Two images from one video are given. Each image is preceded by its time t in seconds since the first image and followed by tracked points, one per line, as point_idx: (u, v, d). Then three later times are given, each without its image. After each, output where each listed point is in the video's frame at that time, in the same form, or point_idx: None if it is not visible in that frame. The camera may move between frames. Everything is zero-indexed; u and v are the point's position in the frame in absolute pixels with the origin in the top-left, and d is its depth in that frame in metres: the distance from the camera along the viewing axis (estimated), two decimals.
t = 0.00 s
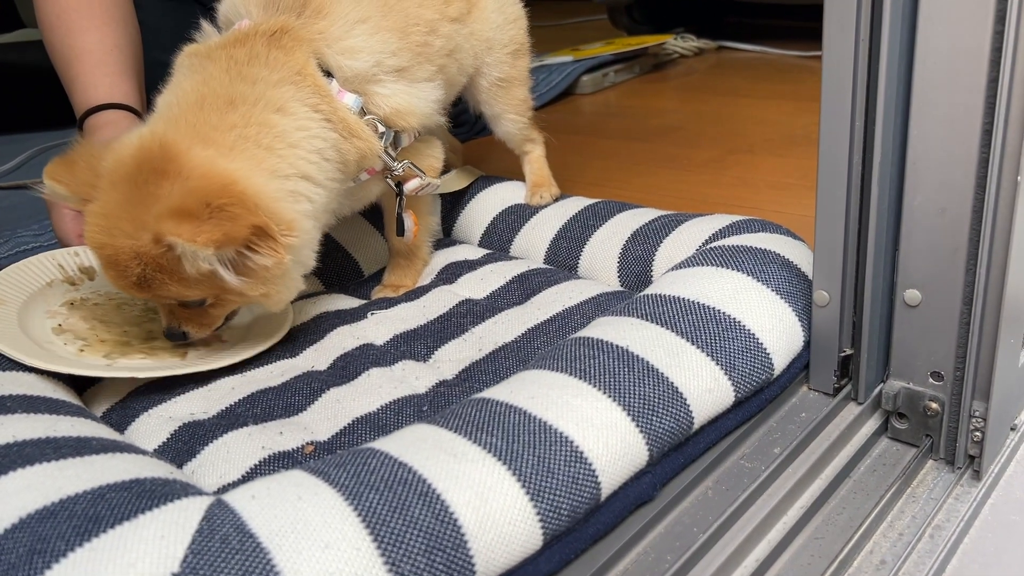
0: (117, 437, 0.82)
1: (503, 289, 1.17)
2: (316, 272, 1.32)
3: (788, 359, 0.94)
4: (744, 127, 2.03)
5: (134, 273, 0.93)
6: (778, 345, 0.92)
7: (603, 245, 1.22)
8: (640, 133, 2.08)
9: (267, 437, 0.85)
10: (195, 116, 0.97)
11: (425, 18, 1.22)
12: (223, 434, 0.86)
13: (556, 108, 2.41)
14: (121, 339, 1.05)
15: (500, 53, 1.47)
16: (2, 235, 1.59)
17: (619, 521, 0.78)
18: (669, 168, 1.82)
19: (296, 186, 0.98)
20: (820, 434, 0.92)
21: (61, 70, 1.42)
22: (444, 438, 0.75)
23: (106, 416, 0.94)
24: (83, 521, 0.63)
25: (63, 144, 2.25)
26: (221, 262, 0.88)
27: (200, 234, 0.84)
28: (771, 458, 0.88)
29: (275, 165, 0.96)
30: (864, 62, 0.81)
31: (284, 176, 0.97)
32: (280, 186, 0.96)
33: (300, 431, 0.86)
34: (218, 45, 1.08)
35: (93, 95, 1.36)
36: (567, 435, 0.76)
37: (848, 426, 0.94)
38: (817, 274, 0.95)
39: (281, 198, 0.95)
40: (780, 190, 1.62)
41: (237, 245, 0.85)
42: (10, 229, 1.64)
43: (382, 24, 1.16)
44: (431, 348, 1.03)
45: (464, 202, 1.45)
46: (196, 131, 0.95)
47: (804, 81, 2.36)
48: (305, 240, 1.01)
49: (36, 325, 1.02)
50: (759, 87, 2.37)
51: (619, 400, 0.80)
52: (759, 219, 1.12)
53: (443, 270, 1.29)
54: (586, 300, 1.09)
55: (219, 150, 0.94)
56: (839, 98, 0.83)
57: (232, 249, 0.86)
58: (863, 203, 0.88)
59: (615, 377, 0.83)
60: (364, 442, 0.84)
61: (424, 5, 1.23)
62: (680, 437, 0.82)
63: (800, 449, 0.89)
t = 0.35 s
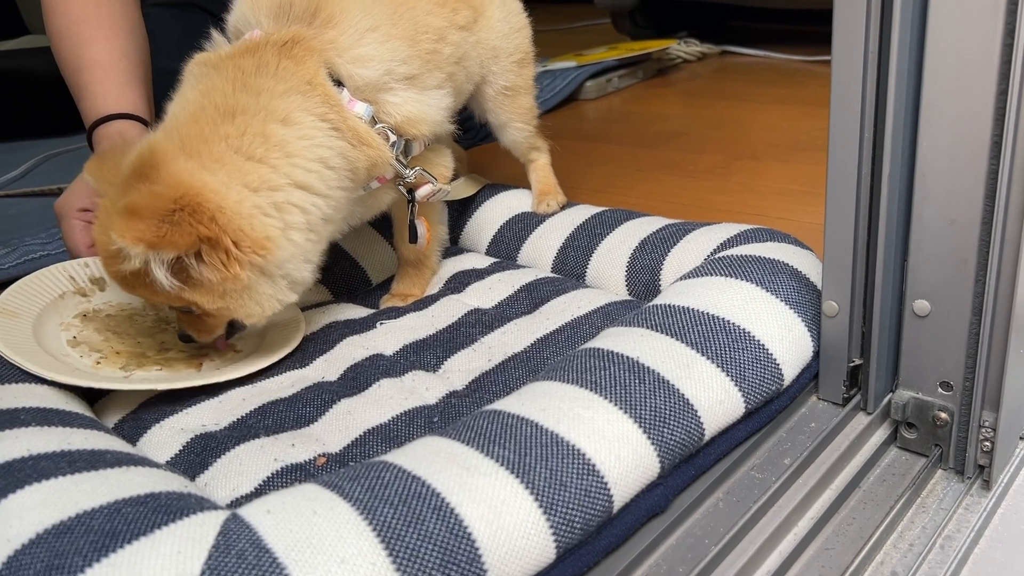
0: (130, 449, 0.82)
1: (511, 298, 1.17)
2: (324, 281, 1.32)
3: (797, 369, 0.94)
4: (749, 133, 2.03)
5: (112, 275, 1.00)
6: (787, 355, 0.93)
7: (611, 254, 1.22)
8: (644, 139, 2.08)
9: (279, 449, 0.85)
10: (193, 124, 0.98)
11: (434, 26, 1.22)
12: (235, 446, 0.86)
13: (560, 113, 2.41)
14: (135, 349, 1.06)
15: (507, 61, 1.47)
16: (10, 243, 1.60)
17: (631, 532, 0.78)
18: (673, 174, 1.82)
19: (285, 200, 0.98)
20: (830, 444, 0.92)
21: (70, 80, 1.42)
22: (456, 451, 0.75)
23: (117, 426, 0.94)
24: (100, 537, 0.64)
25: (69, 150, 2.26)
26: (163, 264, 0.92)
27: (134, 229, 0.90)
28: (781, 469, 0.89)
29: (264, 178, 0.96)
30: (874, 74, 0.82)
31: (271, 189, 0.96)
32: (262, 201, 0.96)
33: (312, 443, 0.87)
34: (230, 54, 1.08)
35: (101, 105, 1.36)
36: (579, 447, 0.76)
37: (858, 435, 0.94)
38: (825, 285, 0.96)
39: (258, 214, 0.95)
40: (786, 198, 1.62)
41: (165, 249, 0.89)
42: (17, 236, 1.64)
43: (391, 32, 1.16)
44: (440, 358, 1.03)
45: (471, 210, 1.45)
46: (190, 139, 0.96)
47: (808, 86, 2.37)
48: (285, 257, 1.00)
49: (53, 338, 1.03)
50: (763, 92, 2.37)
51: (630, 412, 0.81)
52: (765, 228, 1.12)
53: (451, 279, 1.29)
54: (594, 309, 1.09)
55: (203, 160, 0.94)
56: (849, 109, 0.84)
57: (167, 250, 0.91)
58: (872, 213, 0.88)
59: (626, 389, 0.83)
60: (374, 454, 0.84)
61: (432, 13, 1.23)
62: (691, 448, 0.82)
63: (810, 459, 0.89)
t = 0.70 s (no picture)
0: (147, 466, 0.83)
1: (521, 312, 1.18)
2: (335, 294, 1.34)
3: (806, 386, 0.95)
4: (755, 144, 2.04)
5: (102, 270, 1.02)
6: (796, 372, 0.94)
7: (619, 268, 1.23)
8: (650, 150, 2.09)
9: (293, 465, 0.86)
10: (193, 137, 1.00)
11: (442, 39, 1.23)
12: (250, 461, 0.87)
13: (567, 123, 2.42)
14: (149, 365, 1.07)
15: (515, 73, 1.48)
16: (22, 254, 1.61)
17: (643, 549, 0.79)
18: (679, 186, 1.83)
19: (270, 216, 0.98)
20: (840, 459, 0.93)
21: (83, 96, 1.44)
22: (469, 468, 0.76)
23: (132, 442, 0.95)
24: (120, 555, 0.65)
25: (78, 160, 2.27)
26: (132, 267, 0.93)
27: (104, 233, 0.91)
28: (790, 485, 0.89)
29: (251, 192, 0.97)
30: (883, 93, 0.83)
31: (257, 204, 0.97)
32: (244, 214, 0.96)
33: (325, 459, 0.88)
34: (242, 71, 1.09)
35: (113, 120, 1.38)
36: (591, 465, 0.77)
37: (866, 451, 0.94)
38: (834, 302, 0.96)
39: (236, 227, 0.96)
40: (792, 210, 1.62)
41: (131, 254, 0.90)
42: (29, 247, 1.66)
43: (400, 47, 1.16)
44: (451, 373, 1.04)
45: (480, 223, 1.46)
46: (185, 152, 0.98)
47: (814, 97, 2.37)
48: (264, 269, 1.00)
49: (69, 354, 1.04)
50: (769, 102, 2.37)
51: (642, 429, 0.81)
52: (774, 243, 1.13)
53: (460, 292, 1.30)
54: (604, 323, 1.10)
55: (194, 171, 0.96)
56: (858, 128, 0.85)
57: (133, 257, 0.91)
58: (881, 231, 0.89)
59: (637, 406, 0.84)
60: (387, 471, 0.85)
61: (441, 27, 1.23)
62: (702, 465, 0.83)
63: (819, 475, 0.90)
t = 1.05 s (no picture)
0: (156, 484, 0.84)
1: (523, 329, 1.19)
2: (340, 310, 1.36)
3: (804, 404, 0.96)
4: (757, 159, 2.05)
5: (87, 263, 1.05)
6: (795, 391, 0.95)
7: (621, 285, 1.24)
8: (652, 163, 2.10)
9: (299, 482, 0.87)
10: (190, 144, 1.03)
11: (438, 57, 1.24)
12: (256, 478, 0.88)
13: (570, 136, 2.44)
14: (156, 381, 1.09)
15: (517, 86, 1.50)
16: (31, 267, 1.63)
17: (642, 567, 0.81)
18: (681, 201, 1.84)
19: (255, 226, 1.01)
20: (837, 477, 0.94)
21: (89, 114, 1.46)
22: (472, 487, 0.77)
23: (141, 458, 0.97)
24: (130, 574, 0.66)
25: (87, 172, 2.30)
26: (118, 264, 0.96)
27: (93, 229, 0.93)
28: (788, 503, 0.90)
29: (238, 203, 0.99)
30: (878, 116, 0.84)
31: (243, 214, 1.00)
32: (231, 222, 0.99)
33: (330, 476, 0.89)
34: (241, 86, 1.11)
35: (118, 137, 1.39)
36: (591, 484, 0.78)
37: (863, 469, 0.95)
38: (832, 321, 0.98)
39: (223, 233, 0.98)
40: (793, 225, 1.63)
41: (120, 249, 0.92)
42: (38, 261, 1.68)
43: (395, 66, 1.18)
44: (454, 391, 1.06)
45: (483, 238, 1.48)
46: (183, 157, 1.01)
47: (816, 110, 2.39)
48: (245, 276, 1.02)
49: (77, 368, 1.06)
50: (771, 116, 2.39)
51: (641, 448, 0.83)
52: (773, 261, 1.15)
53: (464, 308, 1.32)
54: (605, 340, 1.11)
55: (187, 176, 0.99)
56: (854, 151, 0.86)
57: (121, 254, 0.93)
58: (878, 251, 0.90)
59: (637, 426, 0.85)
60: (391, 488, 0.87)
61: (438, 44, 1.24)
62: (701, 483, 0.85)
63: (817, 492, 0.91)
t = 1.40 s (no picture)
0: (178, 496, 0.86)
1: (535, 342, 1.21)
2: (353, 324, 1.38)
3: (813, 419, 0.98)
4: (764, 172, 2.07)
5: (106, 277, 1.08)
6: (804, 406, 0.96)
7: (631, 299, 1.26)
8: (659, 176, 2.12)
9: (317, 495, 0.89)
10: (190, 160, 1.05)
11: (440, 73, 1.26)
12: (276, 491, 0.90)
13: (578, 148, 2.46)
14: (175, 393, 1.10)
15: (520, 100, 1.52)
16: (48, 280, 1.66)
17: None
18: (688, 213, 1.86)
19: (249, 239, 1.03)
20: (846, 491, 0.96)
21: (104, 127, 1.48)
22: (488, 501, 0.79)
23: (160, 470, 0.98)
24: None
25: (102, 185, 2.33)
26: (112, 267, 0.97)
27: (90, 230, 0.95)
28: (798, 517, 0.92)
29: (232, 216, 1.01)
30: (886, 137, 0.85)
31: (237, 227, 1.02)
32: (224, 234, 1.01)
33: (347, 488, 0.91)
34: (245, 105, 1.12)
35: (133, 151, 1.42)
36: (606, 499, 0.80)
37: (872, 483, 0.97)
38: (840, 337, 0.99)
39: (215, 245, 1.00)
40: (800, 238, 1.65)
41: (115, 250, 0.94)
42: (54, 273, 1.70)
43: (398, 84, 1.19)
44: (468, 404, 1.07)
45: (493, 252, 1.50)
46: (182, 173, 1.03)
47: (822, 123, 2.40)
48: (238, 287, 1.04)
49: (97, 381, 1.07)
50: (777, 128, 2.41)
51: (654, 463, 0.84)
52: (782, 277, 1.16)
53: (475, 321, 1.34)
54: (617, 354, 1.13)
55: (184, 190, 1.01)
56: (862, 171, 0.87)
57: (115, 257, 0.94)
58: (886, 270, 0.92)
59: (650, 441, 0.87)
60: (409, 502, 0.88)
61: (440, 62, 1.26)
62: (712, 497, 0.86)
63: (826, 506, 0.93)
